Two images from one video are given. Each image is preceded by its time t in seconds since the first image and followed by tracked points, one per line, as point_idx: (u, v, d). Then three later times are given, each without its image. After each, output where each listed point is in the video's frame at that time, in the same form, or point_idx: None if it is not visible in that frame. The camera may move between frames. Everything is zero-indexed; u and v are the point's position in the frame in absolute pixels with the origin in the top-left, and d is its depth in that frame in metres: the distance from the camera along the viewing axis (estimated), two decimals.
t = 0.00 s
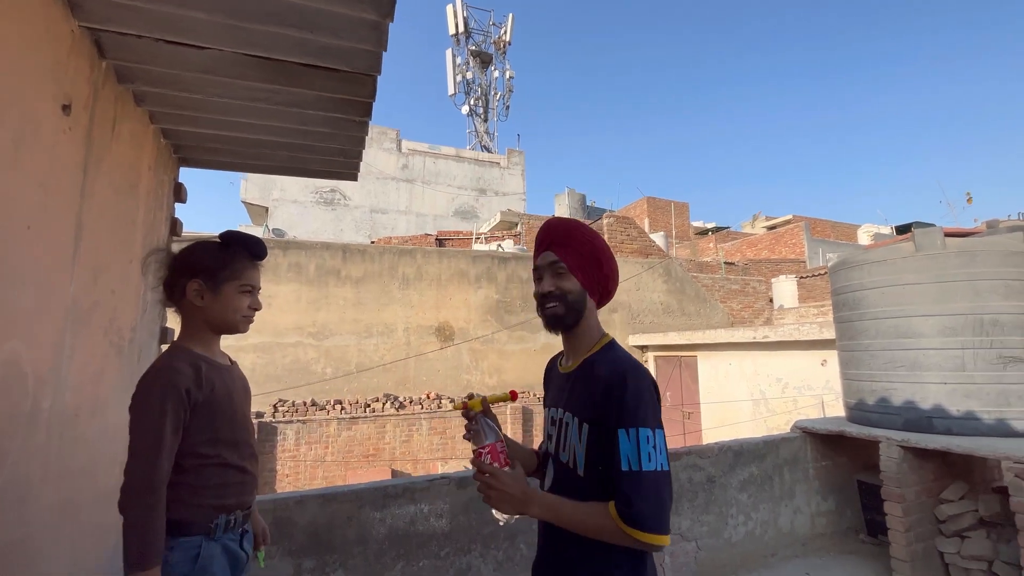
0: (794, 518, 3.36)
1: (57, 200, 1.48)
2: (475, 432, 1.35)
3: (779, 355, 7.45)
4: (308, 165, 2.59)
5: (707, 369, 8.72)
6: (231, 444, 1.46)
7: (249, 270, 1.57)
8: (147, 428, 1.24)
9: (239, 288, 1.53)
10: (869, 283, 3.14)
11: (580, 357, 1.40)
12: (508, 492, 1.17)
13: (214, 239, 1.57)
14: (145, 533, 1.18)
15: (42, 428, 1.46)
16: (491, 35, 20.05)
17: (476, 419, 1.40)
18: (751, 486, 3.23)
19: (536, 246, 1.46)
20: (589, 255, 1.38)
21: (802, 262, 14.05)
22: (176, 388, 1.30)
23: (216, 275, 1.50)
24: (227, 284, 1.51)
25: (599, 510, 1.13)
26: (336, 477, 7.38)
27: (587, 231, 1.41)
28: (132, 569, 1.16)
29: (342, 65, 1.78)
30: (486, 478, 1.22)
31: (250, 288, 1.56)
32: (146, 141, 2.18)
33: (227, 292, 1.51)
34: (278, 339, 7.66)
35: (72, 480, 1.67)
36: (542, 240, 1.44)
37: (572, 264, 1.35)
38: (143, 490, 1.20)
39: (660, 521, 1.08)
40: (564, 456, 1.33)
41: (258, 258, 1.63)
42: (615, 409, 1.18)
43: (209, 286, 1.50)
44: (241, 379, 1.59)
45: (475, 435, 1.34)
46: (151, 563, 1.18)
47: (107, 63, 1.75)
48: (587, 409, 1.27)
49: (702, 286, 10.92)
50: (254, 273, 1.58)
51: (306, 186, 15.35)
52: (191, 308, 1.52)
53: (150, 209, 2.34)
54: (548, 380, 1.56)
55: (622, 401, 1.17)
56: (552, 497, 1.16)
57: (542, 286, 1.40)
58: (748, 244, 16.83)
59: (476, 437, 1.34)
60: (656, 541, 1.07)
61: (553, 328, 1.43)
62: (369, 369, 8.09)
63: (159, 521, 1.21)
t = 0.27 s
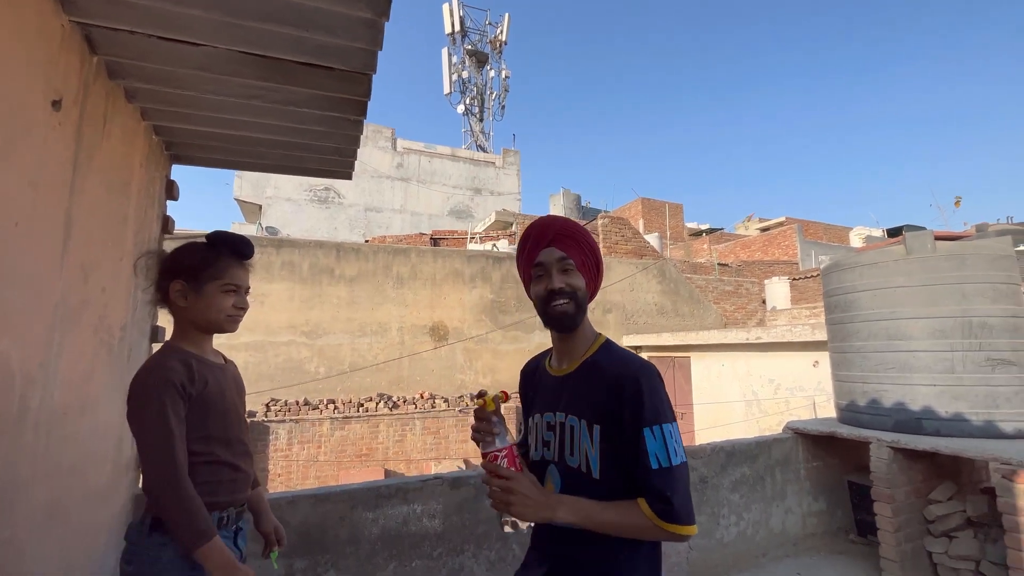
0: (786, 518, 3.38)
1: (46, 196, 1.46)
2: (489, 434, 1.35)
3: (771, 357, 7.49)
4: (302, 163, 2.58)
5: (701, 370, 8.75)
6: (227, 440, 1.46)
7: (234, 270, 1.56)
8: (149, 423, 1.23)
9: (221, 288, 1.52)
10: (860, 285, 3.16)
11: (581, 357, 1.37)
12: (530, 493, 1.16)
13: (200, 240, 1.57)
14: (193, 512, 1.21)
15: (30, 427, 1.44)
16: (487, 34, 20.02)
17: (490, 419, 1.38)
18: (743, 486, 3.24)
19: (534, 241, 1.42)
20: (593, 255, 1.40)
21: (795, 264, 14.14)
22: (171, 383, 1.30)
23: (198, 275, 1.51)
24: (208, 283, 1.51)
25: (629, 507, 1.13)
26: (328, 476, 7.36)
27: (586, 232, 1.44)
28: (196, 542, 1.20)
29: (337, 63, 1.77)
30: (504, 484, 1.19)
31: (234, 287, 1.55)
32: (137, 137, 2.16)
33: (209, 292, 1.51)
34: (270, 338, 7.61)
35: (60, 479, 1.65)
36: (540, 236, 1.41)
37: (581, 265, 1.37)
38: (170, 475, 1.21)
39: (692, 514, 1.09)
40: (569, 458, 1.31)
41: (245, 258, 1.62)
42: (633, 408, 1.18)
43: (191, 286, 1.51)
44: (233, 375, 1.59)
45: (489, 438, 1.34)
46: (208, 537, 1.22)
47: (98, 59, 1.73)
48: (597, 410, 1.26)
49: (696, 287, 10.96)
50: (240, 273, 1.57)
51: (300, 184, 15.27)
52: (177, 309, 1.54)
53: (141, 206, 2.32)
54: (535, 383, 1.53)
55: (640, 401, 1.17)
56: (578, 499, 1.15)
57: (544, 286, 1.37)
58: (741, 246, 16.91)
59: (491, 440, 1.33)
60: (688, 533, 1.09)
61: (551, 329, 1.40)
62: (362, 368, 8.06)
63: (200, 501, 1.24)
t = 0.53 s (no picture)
0: (783, 518, 3.39)
1: (42, 193, 1.45)
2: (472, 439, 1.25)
3: (769, 357, 7.50)
4: (300, 161, 2.57)
5: (698, 370, 8.76)
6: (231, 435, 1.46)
7: (229, 268, 1.55)
8: (150, 418, 1.22)
9: (213, 286, 1.51)
10: (858, 285, 3.16)
11: (561, 358, 1.35)
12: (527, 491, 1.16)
13: (197, 238, 1.57)
14: (177, 512, 1.19)
15: (25, 425, 1.43)
16: (486, 34, 20.02)
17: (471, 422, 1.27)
18: (740, 486, 3.25)
19: (517, 236, 1.39)
20: (576, 255, 1.39)
21: (793, 264, 14.17)
22: (175, 378, 1.29)
23: (193, 272, 1.50)
24: (201, 282, 1.50)
25: (625, 501, 1.13)
26: (325, 476, 7.34)
27: (571, 229, 1.42)
28: (173, 545, 1.18)
29: (336, 61, 1.76)
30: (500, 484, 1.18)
31: (228, 285, 1.54)
32: (134, 134, 2.15)
33: (201, 291, 1.50)
34: (268, 338, 7.59)
35: (55, 477, 1.64)
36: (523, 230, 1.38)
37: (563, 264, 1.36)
38: (160, 474, 1.19)
39: (687, 509, 1.11)
40: (550, 461, 1.28)
41: (240, 256, 1.61)
42: (622, 407, 1.17)
43: (186, 285, 1.51)
44: (235, 372, 1.58)
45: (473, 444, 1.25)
46: (187, 540, 1.20)
47: (95, 55, 1.72)
48: (583, 411, 1.25)
49: (694, 287, 10.98)
50: (234, 272, 1.56)
51: (298, 182, 15.23)
52: (174, 308, 1.54)
53: (138, 203, 2.30)
54: (512, 381, 1.50)
55: (629, 401, 1.17)
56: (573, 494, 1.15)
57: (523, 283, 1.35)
58: (739, 246, 16.94)
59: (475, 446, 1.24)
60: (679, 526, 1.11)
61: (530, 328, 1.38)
62: (360, 368, 8.04)
63: (185, 502, 1.22)
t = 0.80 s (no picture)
0: (785, 518, 3.38)
1: (45, 195, 1.46)
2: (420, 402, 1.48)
3: (771, 357, 7.49)
4: (302, 162, 2.58)
5: (700, 370, 8.76)
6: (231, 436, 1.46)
7: (232, 270, 1.55)
8: (142, 419, 1.23)
9: (216, 288, 1.51)
10: (860, 286, 3.16)
11: (536, 355, 1.35)
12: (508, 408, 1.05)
13: (201, 240, 1.58)
14: (144, 519, 1.18)
15: (28, 425, 1.44)
16: (487, 34, 20.01)
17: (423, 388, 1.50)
18: (742, 487, 3.24)
19: (498, 236, 1.38)
20: (556, 256, 1.38)
21: (795, 264, 14.15)
22: (173, 379, 1.30)
23: (196, 275, 1.51)
24: (204, 284, 1.51)
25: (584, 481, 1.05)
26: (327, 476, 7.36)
27: (552, 228, 1.40)
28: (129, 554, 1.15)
29: (337, 61, 1.77)
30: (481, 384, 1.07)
31: (230, 287, 1.54)
32: (137, 135, 2.15)
33: (204, 293, 1.51)
34: (269, 338, 7.60)
35: (58, 478, 1.65)
36: (504, 231, 1.37)
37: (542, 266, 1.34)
38: (136, 478, 1.19)
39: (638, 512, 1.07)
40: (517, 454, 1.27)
41: (243, 258, 1.61)
42: (590, 399, 1.16)
43: (190, 288, 1.51)
44: (240, 374, 1.58)
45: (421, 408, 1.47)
46: (146, 548, 1.17)
47: (98, 56, 1.73)
48: (552, 404, 1.24)
49: (695, 287, 10.97)
50: (238, 273, 1.56)
51: (300, 183, 15.24)
52: (178, 309, 1.55)
53: (141, 205, 2.31)
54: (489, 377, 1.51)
55: (595, 394, 1.16)
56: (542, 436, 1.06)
57: (503, 285, 1.34)
58: (741, 246, 16.93)
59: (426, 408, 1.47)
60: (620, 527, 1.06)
61: (510, 326, 1.38)
62: (362, 368, 8.05)
63: (154, 509, 1.21)
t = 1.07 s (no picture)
0: (792, 519, 3.36)
1: (52, 195, 1.47)
2: (417, 426, 1.57)
3: (776, 356, 7.45)
4: (307, 162, 2.58)
5: (705, 370, 8.73)
6: (231, 435, 1.46)
7: (237, 269, 1.55)
8: (143, 418, 1.23)
9: (221, 287, 1.52)
10: (867, 284, 3.14)
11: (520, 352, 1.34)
12: (498, 380, 0.94)
13: (205, 240, 1.58)
14: (156, 514, 1.18)
15: (35, 425, 1.44)
16: (490, 34, 20.02)
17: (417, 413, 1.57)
18: (749, 487, 3.23)
19: (488, 237, 1.34)
20: (546, 259, 1.35)
21: (800, 263, 14.09)
22: (170, 378, 1.30)
23: (202, 274, 1.51)
24: (209, 283, 1.51)
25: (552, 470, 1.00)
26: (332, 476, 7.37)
27: (544, 232, 1.36)
28: (145, 549, 1.17)
29: (342, 61, 1.77)
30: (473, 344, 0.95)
31: (235, 286, 1.54)
32: (143, 136, 2.16)
33: (209, 292, 1.51)
34: (274, 338, 7.62)
35: (65, 477, 1.65)
36: (494, 233, 1.33)
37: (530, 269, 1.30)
38: (144, 475, 1.19)
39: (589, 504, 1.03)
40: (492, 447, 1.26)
41: (247, 256, 1.61)
42: (560, 393, 1.14)
43: (195, 287, 1.51)
44: (241, 373, 1.58)
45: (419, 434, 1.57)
46: (153, 546, 1.17)
47: (103, 57, 1.73)
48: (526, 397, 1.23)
49: (700, 287, 10.94)
50: (242, 272, 1.56)
51: (304, 184, 15.29)
52: (183, 307, 1.55)
53: (147, 205, 2.32)
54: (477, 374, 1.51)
55: (567, 388, 1.14)
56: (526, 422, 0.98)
57: (490, 286, 1.30)
58: (746, 246, 16.86)
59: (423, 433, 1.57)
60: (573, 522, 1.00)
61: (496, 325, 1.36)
62: (366, 368, 8.05)
63: (164, 507, 1.21)
